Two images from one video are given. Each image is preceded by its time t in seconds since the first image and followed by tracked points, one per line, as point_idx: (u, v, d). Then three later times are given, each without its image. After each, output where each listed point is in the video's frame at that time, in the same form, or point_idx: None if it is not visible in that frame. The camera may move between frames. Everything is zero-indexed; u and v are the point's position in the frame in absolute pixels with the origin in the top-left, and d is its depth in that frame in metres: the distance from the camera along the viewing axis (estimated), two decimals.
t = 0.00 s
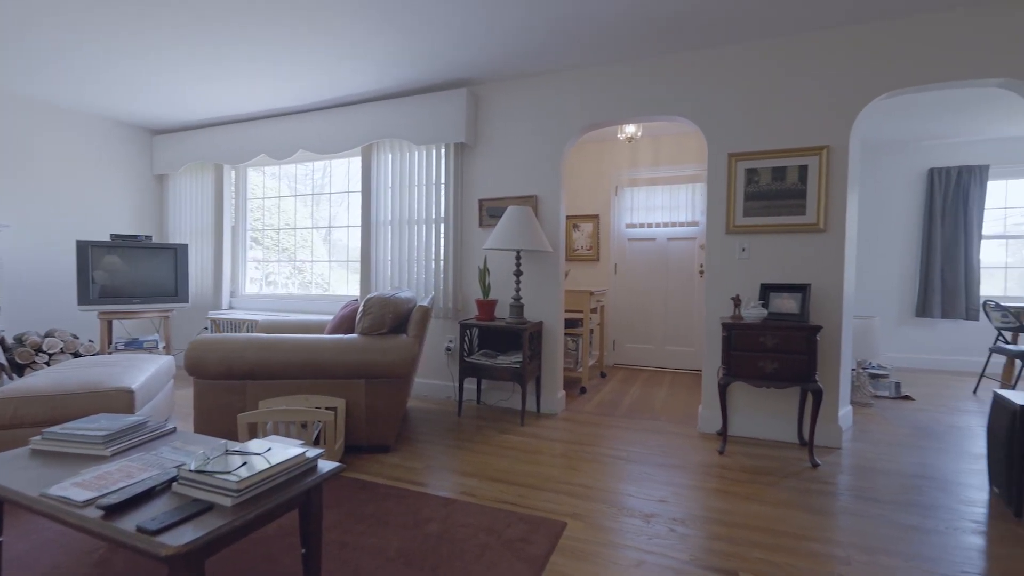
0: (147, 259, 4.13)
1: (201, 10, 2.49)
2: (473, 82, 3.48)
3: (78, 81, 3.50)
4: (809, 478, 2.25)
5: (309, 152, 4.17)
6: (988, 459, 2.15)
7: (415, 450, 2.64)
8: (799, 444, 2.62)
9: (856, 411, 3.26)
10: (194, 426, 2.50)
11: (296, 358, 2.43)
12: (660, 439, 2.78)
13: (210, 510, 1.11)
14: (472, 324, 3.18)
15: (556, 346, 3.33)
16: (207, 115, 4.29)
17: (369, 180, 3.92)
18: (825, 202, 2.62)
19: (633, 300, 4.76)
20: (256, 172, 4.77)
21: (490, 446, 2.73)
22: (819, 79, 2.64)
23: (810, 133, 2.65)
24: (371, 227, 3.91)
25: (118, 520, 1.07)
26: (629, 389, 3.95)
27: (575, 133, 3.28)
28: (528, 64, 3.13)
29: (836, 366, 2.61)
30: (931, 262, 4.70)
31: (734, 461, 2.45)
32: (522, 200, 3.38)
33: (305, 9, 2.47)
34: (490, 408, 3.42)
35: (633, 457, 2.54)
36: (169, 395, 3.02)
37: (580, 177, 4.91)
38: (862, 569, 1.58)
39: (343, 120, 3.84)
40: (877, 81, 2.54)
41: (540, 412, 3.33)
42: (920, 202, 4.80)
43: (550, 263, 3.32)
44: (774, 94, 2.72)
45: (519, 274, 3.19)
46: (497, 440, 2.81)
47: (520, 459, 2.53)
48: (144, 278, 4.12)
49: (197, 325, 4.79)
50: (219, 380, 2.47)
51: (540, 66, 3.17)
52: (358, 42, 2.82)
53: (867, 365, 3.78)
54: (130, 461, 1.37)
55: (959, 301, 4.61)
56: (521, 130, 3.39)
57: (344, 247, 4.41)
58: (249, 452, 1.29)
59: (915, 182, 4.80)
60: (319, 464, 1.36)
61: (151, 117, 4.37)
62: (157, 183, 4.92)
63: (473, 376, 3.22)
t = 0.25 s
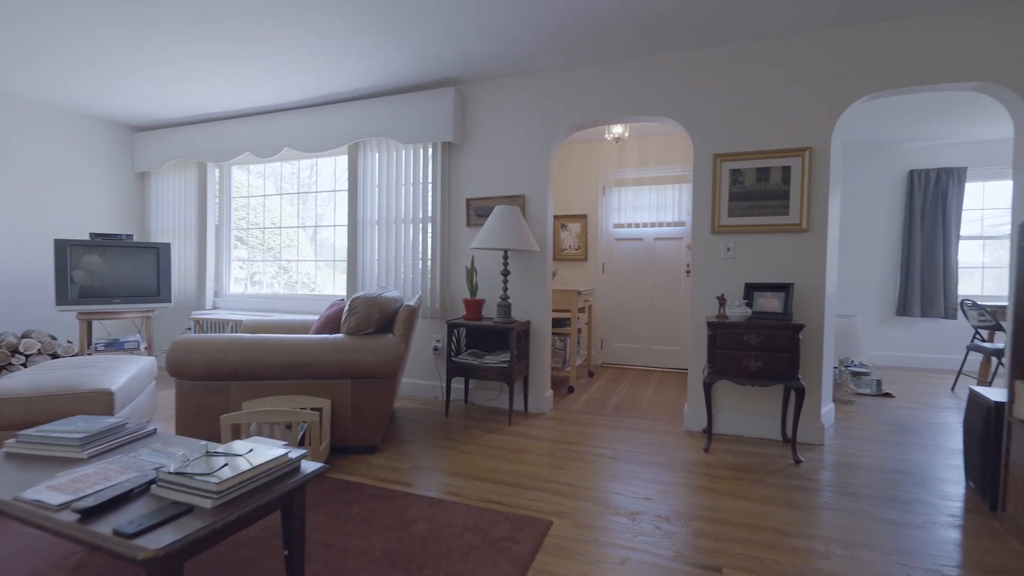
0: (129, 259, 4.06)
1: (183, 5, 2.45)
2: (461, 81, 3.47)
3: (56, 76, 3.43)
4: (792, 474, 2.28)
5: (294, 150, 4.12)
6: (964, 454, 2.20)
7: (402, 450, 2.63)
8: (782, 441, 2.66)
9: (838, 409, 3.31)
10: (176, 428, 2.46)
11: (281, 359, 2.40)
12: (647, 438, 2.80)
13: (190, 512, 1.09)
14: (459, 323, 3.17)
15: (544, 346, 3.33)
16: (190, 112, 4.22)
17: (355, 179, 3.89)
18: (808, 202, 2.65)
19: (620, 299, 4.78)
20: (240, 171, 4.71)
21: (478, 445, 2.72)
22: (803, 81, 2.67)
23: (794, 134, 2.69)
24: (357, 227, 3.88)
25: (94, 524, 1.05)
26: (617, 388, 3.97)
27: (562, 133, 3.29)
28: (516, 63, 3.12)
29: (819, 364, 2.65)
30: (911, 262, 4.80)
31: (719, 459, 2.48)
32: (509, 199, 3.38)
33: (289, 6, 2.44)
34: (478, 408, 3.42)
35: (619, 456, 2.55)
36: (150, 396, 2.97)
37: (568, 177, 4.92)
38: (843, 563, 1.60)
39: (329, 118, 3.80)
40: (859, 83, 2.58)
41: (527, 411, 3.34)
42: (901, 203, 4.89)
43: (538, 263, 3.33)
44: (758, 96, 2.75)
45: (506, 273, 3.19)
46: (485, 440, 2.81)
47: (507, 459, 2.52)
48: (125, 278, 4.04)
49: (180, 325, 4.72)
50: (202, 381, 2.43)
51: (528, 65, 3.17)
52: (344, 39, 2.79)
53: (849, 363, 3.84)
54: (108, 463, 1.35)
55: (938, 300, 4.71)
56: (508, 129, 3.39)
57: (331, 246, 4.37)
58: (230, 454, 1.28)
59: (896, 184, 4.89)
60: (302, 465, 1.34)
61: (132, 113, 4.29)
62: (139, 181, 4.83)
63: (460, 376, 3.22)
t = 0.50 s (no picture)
0: (109, 258, 3.98)
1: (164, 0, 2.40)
2: (448, 80, 3.46)
3: (33, 71, 3.35)
4: (776, 471, 2.31)
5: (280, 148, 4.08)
6: (942, 450, 2.24)
7: (389, 451, 2.61)
8: (766, 438, 2.69)
9: (821, 406, 3.36)
10: (157, 429, 2.42)
11: (265, 359, 2.37)
12: (633, 436, 2.82)
13: (168, 515, 1.07)
14: (446, 323, 3.16)
15: (531, 345, 3.33)
16: (173, 110, 4.15)
17: (342, 178, 3.86)
18: (791, 203, 2.69)
19: (608, 299, 4.80)
20: (225, 169, 4.65)
21: (465, 445, 2.72)
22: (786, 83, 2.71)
23: (778, 136, 2.72)
24: (344, 226, 3.85)
25: (68, 528, 1.02)
26: (605, 387, 3.99)
27: (550, 133, 3.29)
28: (504, 63, 3.12)
29: (803, 362, 2.69)
30: (892, 262, 4.88)
31: (705, 457, 2.50)
32: (497, 199, 3.38)
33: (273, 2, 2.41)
34: (466, 408, 3.41)
35: (607, 454, 2.56)
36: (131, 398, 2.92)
37: (556, 177, 4.93)
38: (825, 558, 1.62)
39: (315, 116, 3.77)
40: (841, 86, 2.62)
41: (515, 411, 3.34)
42: (882, 204, 4.98)
43: (526, 262, 3.33)
44: (743, 97, 2.78)
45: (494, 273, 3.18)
46: (472, 440, 2.80)
47: (495, 458, 2.52)
48: (106, 278, 3.97)
49: (163, 326, 4.65)
50: (184, 382, 2.39)
51: (515, 65, 3.17)
52: (330, 37, 2.77)
53: (832, 361, 3.90)
54: (85, 466, 1.32)
55: (918, 299, 4.80)
56: (496, 129, 3.38)
57: (317, 245, 4.33)
58: (211, 455, 1.25)
59: (878, 185, 4.98)
60: (285, 466, 1.32)
61: (113, 110, 4.21)
62: (120, 179, 4.74)
63: (448, 376, 3.20)
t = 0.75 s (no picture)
0: (89, 256, 3.90)
1: None
2: (435, 79, 3.44)
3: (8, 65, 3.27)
4: (760, 469, 2.34)
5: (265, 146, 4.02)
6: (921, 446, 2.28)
7: (374, 451, 2.59)
8: (751, 436, 2.72)
9: (804, 404, 3.40)
10: (137, 431, 2.38)
11: (248, 359, 2.34)
12: (620, 435, 2.83)
13: (145, 519, 1.05)
14: (433, 322, 3.14)
15: (519, 345, 3.33)
16: (154, 106, 4.08)
17: (328, 176, 3.82)
18: (775, 203, 2.72)
19: (596, 298, 4.82)
20: (208, 166, 4.58)
21: (452, 445, 2.71)
22: (769, 85, 2.74)
23: (762, 137, 2.75)
24: (330, 225, 3.81)
25: (41, 533, 1.00)
26: (592, 386, 4.00)
27: (537, 132, 3.29)
28: (491, 62, 3.12)
29: (786, 360, 2.72)
30: (873, 262, 4.96)
31: (690, 455, 2.51)
32: (485, 198, 3.37)
33: None
34: (453, 407, 3.40)
35: (593, 453, 2.57)
36: (110, 400, 2.86)
37: (544, 177, 4.94)
38: (808, 554, 1.64)
39: (300, 114, 3.72)
40: (823, 88, 2.66)
41: (503, 410, 3.33)
42: (865, 205, 5.06)
43: (513, 261, 3.32)
44: (727, 99, 2.81)
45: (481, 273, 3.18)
46: (459, 440, 2.79)
47: (482, 458, 2.52)
48: (85, 277, 3.89)
49: (144, 326, 4.56)
50: (165, 383, 2.35)
51: (502, 64, 3.16)
52: (315, 33, 2.74)
53: (815, 360, 3.95)
54: (59, 470, 1.29)
55: (898, 299, 4.89)
56: (483, 128, 3.38)
57: (303, 244, 4.29)
58: (190, 457, 1.23)
59: (860, 187, 5.06)
60: (266, 468, 1.31)
61: (91, 106, 4.12)
62: (100, 176, 4.65)
63: (435, 376, 3.19)
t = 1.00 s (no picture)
0: (67, 256, 3.81)
1: None
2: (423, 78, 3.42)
3: None
4: (746, 466, 2.36)
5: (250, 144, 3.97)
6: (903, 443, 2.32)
7: (361, 452, 2.57)
8: (737, 434, 2.74)
9: (790, 402, 3.44)
10: (117, 434, 2.33)
11: (231, 360, 2.31)
12: (608, 434, 2.84)
13: (121, 523, 1.02)
14: (421, 322, 3.12)
15: (507, 345, 3.33)
16: (136, 103, 4.01)
17: (314, 175, 3.78)
18: (760, 203, 2.75)
19: (585, 298, 4.83)
20: (192, 164, 4.51)
21: (440, 445, 2.69)
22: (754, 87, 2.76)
23: (747, 137, 2.78)
24: (317, 224, 3.77)
25: (12, 539, 0.97)
26: (581, 385, 4.01)
27: (525, 132, 3.29)
28: (479, 61, 3.11)
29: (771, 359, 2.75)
30: (857, 262, 5.04)
31: (677, 453, 2.53)
32: (473, 197, 3.36)
33: None
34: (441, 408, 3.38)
35: (581, 453, 2.57)
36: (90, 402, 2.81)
37: (533, 176, 4.94)
38: (791, 550, 1.66)
39: (286, 112, 3.68)
40: (806, 90, 2.69)
41: (491, 410, 3.32)
42: (849, 206, 5.13)
43: (501, 261, 3.32)
44: (713, 99, 2.83)
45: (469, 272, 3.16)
46: (447, 440, 2.78)
47: (470, 458, 2.51)
48: (63, 276, 3.80)
49: (125, 327, 4.48)
50: (146, 385, 2.31)
51: (490, 63, 3.16)
52: (299, 30, 2.71)
53: (800, 358, 4.00)
54: (33, 473, 1.25)
55: (881, 298, 4.97)
56: (472, 127, 3.36)
57: (289, 244, 4.24)
58: (170, 460, 1.21)
59: (844, 188, 5.13)
60: (248, 470, 1.28)
61: (71, 102, 4.04)
62: (80, 174, 4.55)
63: (423, 376, 3.17)
